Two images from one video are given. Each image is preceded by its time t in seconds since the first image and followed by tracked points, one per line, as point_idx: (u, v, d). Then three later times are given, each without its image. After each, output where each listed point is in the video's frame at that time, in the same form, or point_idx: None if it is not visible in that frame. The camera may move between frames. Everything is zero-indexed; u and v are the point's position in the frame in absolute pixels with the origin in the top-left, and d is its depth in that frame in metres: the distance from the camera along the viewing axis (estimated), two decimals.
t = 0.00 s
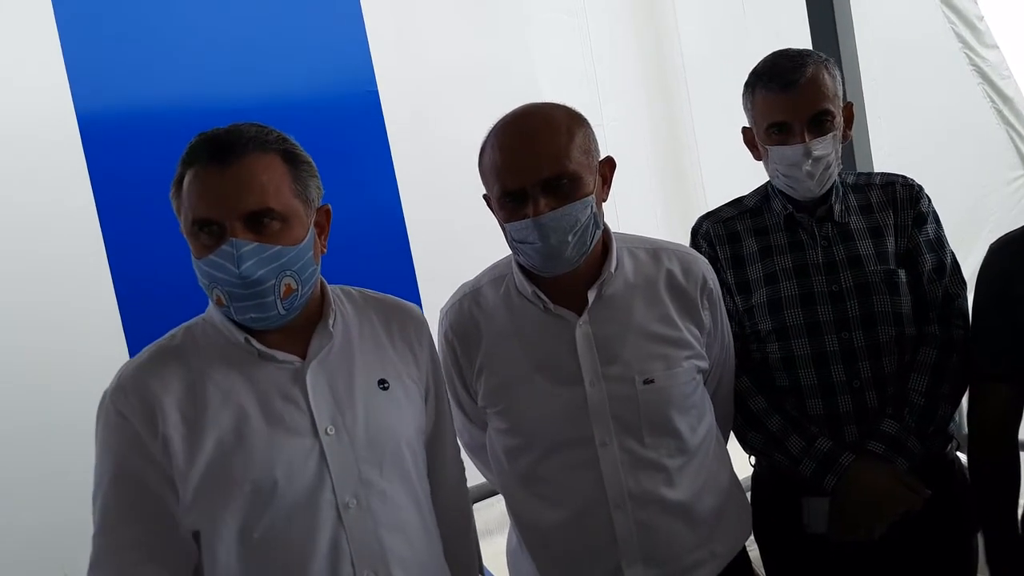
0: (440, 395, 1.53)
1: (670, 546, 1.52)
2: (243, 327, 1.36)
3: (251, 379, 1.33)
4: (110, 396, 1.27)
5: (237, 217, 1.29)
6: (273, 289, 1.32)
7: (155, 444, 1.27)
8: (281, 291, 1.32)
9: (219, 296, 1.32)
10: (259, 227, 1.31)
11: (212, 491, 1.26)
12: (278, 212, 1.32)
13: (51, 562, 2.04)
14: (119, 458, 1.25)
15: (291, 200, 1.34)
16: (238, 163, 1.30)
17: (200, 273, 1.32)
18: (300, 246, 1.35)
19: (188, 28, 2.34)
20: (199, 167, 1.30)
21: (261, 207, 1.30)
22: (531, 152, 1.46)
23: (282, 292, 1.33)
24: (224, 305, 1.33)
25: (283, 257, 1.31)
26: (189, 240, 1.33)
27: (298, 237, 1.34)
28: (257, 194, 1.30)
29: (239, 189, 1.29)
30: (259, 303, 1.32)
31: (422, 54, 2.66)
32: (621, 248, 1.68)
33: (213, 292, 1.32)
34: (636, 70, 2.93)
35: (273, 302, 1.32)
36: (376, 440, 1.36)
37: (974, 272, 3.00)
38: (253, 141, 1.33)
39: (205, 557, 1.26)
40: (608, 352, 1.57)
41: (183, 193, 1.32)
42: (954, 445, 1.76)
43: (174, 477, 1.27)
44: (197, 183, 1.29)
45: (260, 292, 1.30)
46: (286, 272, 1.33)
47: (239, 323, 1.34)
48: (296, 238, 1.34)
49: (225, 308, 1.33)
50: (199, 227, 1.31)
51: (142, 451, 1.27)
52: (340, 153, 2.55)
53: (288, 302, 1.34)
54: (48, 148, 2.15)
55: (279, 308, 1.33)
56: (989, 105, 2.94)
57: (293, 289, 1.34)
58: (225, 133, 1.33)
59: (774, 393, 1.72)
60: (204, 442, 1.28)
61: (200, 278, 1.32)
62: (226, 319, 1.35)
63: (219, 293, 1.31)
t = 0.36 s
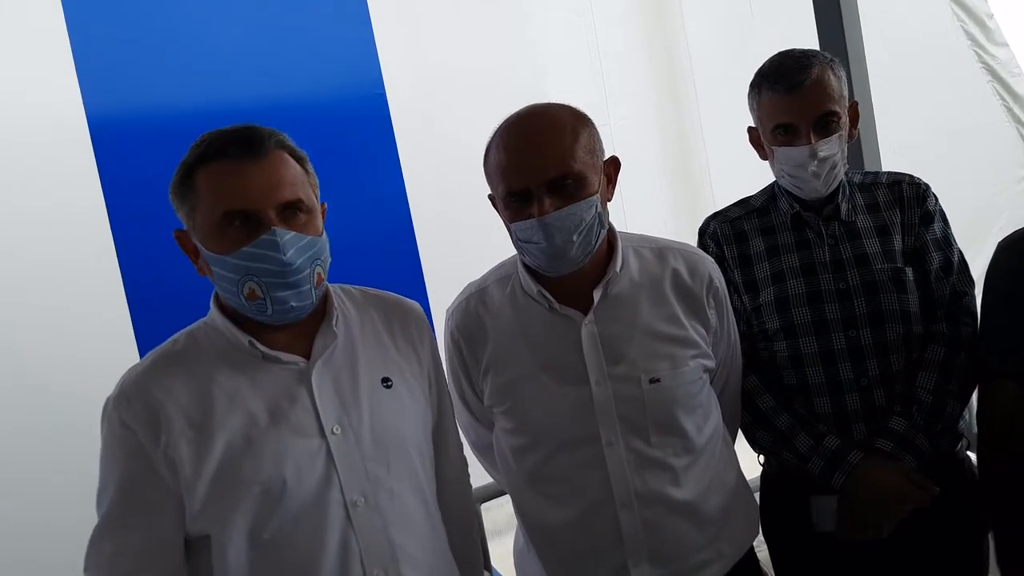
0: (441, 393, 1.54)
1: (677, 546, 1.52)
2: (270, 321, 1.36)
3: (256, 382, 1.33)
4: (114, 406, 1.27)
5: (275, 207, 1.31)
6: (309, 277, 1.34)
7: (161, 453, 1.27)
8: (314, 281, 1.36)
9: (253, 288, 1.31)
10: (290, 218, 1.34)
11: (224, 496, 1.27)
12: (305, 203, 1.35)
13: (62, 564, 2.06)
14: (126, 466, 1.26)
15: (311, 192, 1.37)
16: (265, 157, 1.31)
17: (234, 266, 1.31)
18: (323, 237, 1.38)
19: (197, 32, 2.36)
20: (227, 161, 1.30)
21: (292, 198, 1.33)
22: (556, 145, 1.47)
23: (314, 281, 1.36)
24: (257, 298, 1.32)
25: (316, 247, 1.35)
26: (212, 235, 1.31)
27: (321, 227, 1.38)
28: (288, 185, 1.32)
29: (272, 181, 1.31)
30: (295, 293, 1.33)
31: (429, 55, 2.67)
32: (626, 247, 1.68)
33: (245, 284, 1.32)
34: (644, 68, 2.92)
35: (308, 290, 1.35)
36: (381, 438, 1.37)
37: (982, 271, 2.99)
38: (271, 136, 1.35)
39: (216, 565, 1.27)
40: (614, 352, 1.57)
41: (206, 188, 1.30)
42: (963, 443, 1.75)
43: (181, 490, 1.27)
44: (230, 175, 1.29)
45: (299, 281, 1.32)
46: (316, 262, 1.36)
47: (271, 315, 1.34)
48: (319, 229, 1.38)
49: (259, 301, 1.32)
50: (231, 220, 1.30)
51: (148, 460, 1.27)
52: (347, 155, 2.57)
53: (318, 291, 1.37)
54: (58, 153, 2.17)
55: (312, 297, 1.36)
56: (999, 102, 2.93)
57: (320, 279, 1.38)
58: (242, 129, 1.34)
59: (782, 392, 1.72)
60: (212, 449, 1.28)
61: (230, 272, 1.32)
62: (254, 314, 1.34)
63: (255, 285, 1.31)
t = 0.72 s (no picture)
0: (448, 395, 1.54)
1: (685, 549, 1.52)
2: (283, 321, 1.36)
3: (265, 384, 1.34)
4: (123, 410, 1.27)
5: (295, 206, 1.32)
6: (325, 275, 1.35)
7: (172, 455, 1.27)
8: (329, 278, 1.36)
9: (269, 285, 1.32)
10: (307, 217, 1.35)
11: (234, 499, 1.27)
12: (321, 203, 1.36)
13: (70, 563, 2.06)
14: (137, 468, 1.26)
15: (325, 192, 1.39)
16: (284, 156, 1.32)
17: (251, 263, 1.31)
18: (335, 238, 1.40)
19: (206, 34, 2.37)
20: (246, 159, 1.30)
21: (310, 197, 1.34)
22: (572, 146, 1.47)
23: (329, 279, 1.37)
24: (274, 296, 1.32)
25: (333, 246, 1.36)
26: (231, 233, 1.31)
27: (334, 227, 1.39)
28: (306, 185, 1.33)
29: (291, 180, 1.31)
30: (312, 290, 1.34)
31: (438, 59, 2.68)
32: (635, 250, 1.68)
33: (262, 282, 1.31)
34: (653, 75, 2.96)
35: (325, 288, 1.36)
36: (390, 440, 1.37)
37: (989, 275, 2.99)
38: (286, 137, 1.36)
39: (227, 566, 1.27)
40: (623, 355, 1.57)
41: (224, 186, 1.30)
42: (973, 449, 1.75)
43: (194, 490, 1.28)
44: (250, 173, 1.29)
45: (316, 278, 1.33)
46: (331, 261, 1.37)
47: (286, 313, 1.34)
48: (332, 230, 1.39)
49: (275, 298, 1.32)
50: (251, 217, 1.30)
51: (159, 463, 1.27)
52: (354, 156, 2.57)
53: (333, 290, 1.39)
54: (66, 153, 2.18)
55: (328, 295, 1.37)
56: (1006, 109, 2.91)
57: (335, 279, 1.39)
58: (256, 130, 1.35)
59: (792, 396, 1.71)
60: (222, 453, 1.28)
61: (247, 270, 1.32)
62: (268, 312, 1.34)
63: (272, 282, 1.31)
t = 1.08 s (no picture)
0: (453, 398, 1.54)
1: (691, 554, 1.52)
2: (294, 325, 1.37)
3: (276, 388, 1.34)
4: (135, 413, 1.27)
5: (306, 210, 1.33)
6: (334, 280, 1.37)
7: (185, 458, 1.27)
8: (340, 283, 1.38)
9: (281, 290, 1.32)
10: (318, 222, 1.36)
11: (245, 502, 1.26)
12: (333, 208, 1.38)
13: (73, 565, 2.06)
14: (149, 472, 1.26)
15: (337, 198, 1.40)
16: (296, 162, 1.34)
17: (263, 268, 1.32)
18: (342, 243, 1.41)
19: (213, 37, 2.38)
20: (259, 164, 1.32)
21: (322, 203, 1.36)
22: (581, 152, 1.49)
23: (340, 284, 1.38)
24: (285, 300, 1.33)
25: (343, 251, 1.37)
26: (242, 236, 1.32)
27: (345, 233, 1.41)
28: (318, 190, 1.35)
29: (303, 185, 1.33)
30: (323, 295, 1.35)
31: (444, 61, 2.69)
32: (641, 255, 1.69)
33: (273, 286, 1.32)
34: (655, 76, 2.92)
35: (335, 293, 1.37)
36: (398, 442, 1.38)
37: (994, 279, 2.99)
38: (298, 143, 1.38)
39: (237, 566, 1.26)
40: (629, 359, 1.57)
41: (238, 190, 1.32)
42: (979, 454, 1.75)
43: (207, 491, 1.27)
44: (263, 178, 1.31)
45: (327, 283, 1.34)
46: (341, 266, 1.39)
47: (298, 318, 1.35)
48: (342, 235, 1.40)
49: (287, 303, 1.33)
50: (262, 221, 1.32)
51: (171, 465, 1.27)
52: (361, 159, 2.58)
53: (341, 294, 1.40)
54: (74, 155, 2.19)
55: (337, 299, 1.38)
56: (1010, 114, 2.93)
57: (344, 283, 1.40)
58: (269, 136, 1.36)
59: (800, 401, 1.72)
60: (233, 457, 1.28)
61: (259, 275, 1.33)
62: (280, 316, 1.35)
63: (284, 287, 1.32)
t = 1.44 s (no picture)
0: (454, 400, 1.54)
1: (693, 557, 1.52)
2: (281, 330, 1.37)
3: (271, 393, 1.34)
4: (131, 419, 1.27)
5: (287, 216, 1.32)
6: (320, 286, 1.35)
7: (173, 463, 1.27)
8: (325, 289, 1.36)
9: (264, 296, 1.33)
10: (302, 227, 1.35)
11: (238, 506, 1.27)
12: (318, 213, 1.36)
13: (71, 565, 2.06)
14: (142, 476, 1.26)
15: (324, 202, 1.39)
16: (279, 166, 1.33)
17: (245, 275, 1.32)
18: (335, 246, 1.39)
19: (214, 42, 2.38)
20: (241, 169, 1.32)
21: (305, 208, 1.34)
22: (572, 157, 1.48)
23: (326, 289, 1.37)
24: (268, 306, 1.33)
25: (328, 256, 1.36)
26: (225, 242, 1.33)
27: (333, 237, 1.39)
28: (301, 195, 1.34)
29: (285, 190, 1.32)
30: (306, 301, 1.34)
31: (445, 65, 2.69)
32: (642, 259, 1.69)
33: (257, 292, 1.33)
34: (657, 79, 2.93)
35: (319, 298, 1.36)
36: (394, 446, 1.37)
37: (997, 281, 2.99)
38: (286, 146, 1.36)
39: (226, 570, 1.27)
40: (629, 363, 1.57)
41: (219, 195, 1.32)
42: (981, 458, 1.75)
43: (193, 498, 1.27)
44: (242, 184, 1.31)
45: (310, 289, 1.33)
46: (328, 271, 1.37)
47: (282, 323, 1.35)
48: (331, 239, 1.39)
49: (270, 308, 1.33)
50: (243, 227, 1.32)
51: (165, 471, 1.27)
52: (362, 163, 2.59)
53: (330, 298, 1.38)
54: (76, 159, 2.19)
55: (323, 305, 1.37)
56: (1011, 116, 2.93)
57: (333, 287, 1.39)
58: (257, 139, 1.36)
59: (802, 405, 1.72)
60: (226, 461, 1.28)
61: (242, 280, 1.33)
62: (265, 321, 1.35)
63: (267, 293, 1.32)
